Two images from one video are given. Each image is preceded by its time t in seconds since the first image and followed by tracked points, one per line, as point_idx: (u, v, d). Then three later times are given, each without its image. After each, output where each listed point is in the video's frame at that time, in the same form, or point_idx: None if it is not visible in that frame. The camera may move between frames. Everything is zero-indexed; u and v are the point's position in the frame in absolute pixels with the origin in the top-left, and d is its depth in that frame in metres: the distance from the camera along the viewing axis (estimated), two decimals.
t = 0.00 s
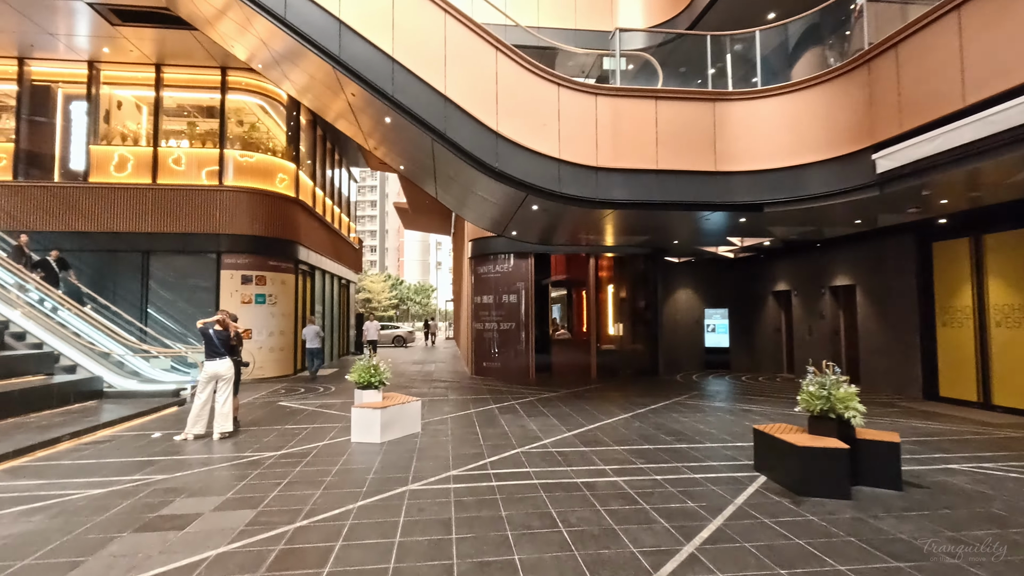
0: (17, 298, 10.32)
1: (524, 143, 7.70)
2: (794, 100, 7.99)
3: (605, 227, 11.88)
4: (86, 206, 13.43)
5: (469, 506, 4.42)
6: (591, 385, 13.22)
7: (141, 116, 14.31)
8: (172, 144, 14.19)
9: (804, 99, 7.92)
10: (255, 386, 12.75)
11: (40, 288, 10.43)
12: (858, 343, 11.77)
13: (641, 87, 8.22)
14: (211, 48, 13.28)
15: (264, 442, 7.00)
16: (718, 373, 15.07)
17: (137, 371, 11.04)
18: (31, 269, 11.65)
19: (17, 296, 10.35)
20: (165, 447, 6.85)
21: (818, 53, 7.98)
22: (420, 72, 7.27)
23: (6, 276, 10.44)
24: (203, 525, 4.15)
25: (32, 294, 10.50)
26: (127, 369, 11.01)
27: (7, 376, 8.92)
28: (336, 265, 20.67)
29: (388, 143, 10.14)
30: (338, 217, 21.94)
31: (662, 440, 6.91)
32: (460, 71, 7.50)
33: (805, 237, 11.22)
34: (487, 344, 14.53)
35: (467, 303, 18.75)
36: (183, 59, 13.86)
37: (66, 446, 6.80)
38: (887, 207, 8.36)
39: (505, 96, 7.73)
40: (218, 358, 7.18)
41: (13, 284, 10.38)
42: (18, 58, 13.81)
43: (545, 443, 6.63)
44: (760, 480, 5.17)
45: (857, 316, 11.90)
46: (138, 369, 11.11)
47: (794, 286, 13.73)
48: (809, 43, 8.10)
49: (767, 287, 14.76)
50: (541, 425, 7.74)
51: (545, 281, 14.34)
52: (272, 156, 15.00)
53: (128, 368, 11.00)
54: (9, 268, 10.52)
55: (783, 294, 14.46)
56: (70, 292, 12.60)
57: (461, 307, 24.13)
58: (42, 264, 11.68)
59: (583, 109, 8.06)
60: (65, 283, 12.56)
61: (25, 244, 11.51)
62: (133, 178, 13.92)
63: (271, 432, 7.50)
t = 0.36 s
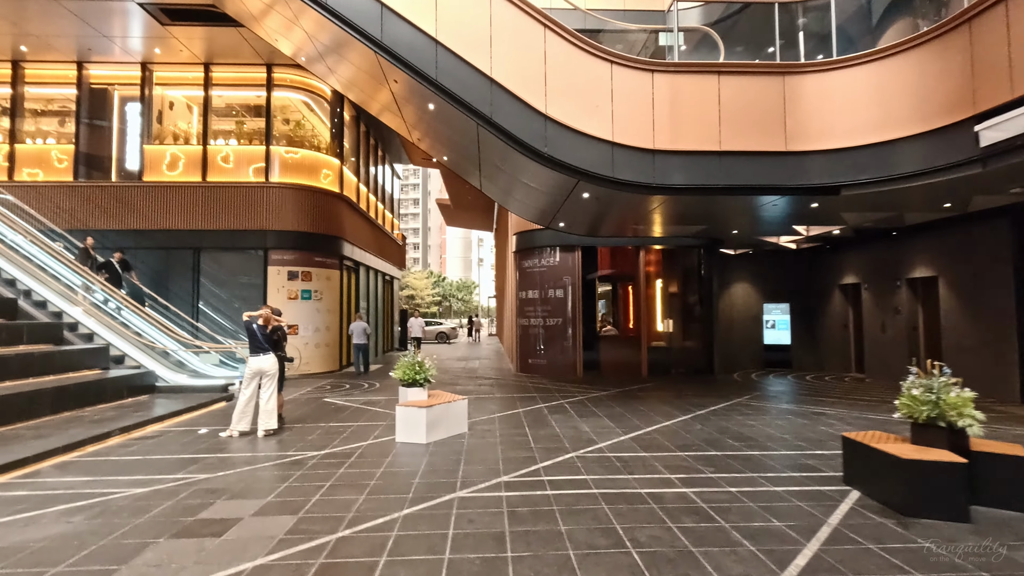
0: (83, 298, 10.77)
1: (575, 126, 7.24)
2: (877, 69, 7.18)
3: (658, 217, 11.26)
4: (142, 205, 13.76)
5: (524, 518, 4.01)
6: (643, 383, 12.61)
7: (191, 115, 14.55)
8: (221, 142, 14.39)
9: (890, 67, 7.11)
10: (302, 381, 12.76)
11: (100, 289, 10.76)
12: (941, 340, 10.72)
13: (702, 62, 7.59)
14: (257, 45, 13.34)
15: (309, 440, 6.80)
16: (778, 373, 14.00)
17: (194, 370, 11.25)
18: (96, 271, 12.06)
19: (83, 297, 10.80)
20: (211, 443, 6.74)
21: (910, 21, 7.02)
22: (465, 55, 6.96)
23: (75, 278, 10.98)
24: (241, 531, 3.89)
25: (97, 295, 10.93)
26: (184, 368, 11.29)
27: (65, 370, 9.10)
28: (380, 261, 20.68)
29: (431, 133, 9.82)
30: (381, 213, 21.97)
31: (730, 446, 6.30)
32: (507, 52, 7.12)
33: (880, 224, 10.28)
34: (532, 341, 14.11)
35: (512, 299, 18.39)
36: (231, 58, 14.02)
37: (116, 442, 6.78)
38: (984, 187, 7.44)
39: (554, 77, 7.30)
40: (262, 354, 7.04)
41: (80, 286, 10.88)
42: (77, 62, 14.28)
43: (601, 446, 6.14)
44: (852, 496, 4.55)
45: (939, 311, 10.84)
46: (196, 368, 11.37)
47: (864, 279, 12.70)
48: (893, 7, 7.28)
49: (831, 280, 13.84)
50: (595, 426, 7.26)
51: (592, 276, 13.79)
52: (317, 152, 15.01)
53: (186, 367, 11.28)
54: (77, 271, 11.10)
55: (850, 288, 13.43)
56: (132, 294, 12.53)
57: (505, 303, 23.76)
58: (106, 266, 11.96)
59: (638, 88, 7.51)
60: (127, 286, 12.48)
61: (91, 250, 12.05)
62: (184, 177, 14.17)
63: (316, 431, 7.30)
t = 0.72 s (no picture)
0: (128, 299, 10.85)
1: (621, 109, 6.71)
2: (966, 36, 6.40)
3: (705, 207, 10.58)
4: (179, 202, 13.82)
5: (576, 545, 3.54)
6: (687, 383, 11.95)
7: (225, 112, 14.55)
8: (255, 138, 14.30)
9: (981, 33, 6.32)
10: (335, 379, 12.57)
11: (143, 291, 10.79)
12: None
13: (761, 35, 6.93)
14: (289, 38, 13.17)
15: (340, 445, 6.48)
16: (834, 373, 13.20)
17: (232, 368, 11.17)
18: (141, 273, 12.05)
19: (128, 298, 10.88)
20: (241, 446, 6.50)
21: None
22: (502, 36, 6.55)
23: (121, 280, 11.00)
24: (265, 552, 3.54)
25: (142, 297, 10.97)
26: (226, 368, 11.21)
27: (102, 368, 9.08)
28: (413, 257, 20.45)
29: (465, 123, 9.36)
30: (414, 208, 21.74)
31: (798, 458, 5.67)
32: (547, 31, 6.66)
33: (956, 211, 9.35)
34: (570, 338, 13.61)
35: (547, 295, 17.86)
36: (264, 53, 13.93)
37: (147, 443, 6.62)
38: None
39: (598, 56, 6.79)
40: (293, 353, 6.76)
41: (126, 287, 10.92)
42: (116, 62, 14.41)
43: (653, 457, 5.61)
44: (958, 524, 3.91)
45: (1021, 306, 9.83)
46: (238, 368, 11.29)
47: (932, 272, 11.67)
48: None
49: (894, 273, 12.72)
50: (643, 433, 6.72)
51: (632, 271, 13.18)
52: (349, 146, 14.80)
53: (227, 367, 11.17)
54: (123, 273, 11.11)
55: (915, 282, 12.41)
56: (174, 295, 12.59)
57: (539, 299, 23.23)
58: (150, 268, 11.97)
59: (690, 65, 6.91)
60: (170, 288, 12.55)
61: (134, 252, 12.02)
62: (219, 174, 14.17)
63: (347, 434, 6.99)
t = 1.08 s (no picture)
0: (170, 299, 10.86)
1: (672, 86, 6.17)
2: None
3: (757, 196, 9.86)
4: (213, 198, 13.82)
5: None
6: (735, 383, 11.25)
7: (259, 107, 14.48)
8: (287, 132, 14.16)
9: None
10: (368, 376, 12.34)
11: (184, 291, 10.75)
12: None
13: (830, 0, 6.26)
14: (320, 29, 12.95)
15: (373, 448, 6.14)
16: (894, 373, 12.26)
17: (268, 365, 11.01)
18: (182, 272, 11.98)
19: (170, 298, 10.89)
20: (271, 447, 6.24)
21: None
22: (542, 10, 6.10)
23: (162, 279, 10.97)
24: None
25: (184, 297, 10.95)
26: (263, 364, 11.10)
27: (136, 364, 9.01)
28: (445, 252, 20.16)
29: (500, 110, 8.90)
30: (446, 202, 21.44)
31: (878, 472, 5.05)
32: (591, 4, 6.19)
33: None
34: (608, 335, 13.06)
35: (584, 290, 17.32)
36: (295, 45, 13.76)
37: (177, 443, 6.43)
38: None
39: (647, 30, 6.26)
40: (323, 351, 6.45)
41: (168, 287, 10.90)
42: (151, 58, 14.49)
43: (713, 469, 5.07)
44: None
45: None
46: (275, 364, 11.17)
47: (1009, 264, 10.64)
48: None
49: (963, 266, 11.71)
50: (697, 439, 6.18)
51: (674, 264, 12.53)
52: (381, 139, 14.54)
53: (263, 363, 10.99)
54: (165, 272, 11.09)
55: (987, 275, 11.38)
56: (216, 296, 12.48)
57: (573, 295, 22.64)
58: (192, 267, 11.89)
59: (749, 37, 6.31)
60: (211, 288, 12.49)
61: (176, 252, 11.95)
62: (252, 169, 14.10)
63: (380, 436, 6.65)
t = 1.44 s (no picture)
0: (184, 299, 10.65)
1: (704, 60, 5.67)
2: None
3: (789, 183, 9.25)
4: (222, 192, 13.53)
5: None
6: (762, 382, 10.66)
7: (268, 99, 14.19)
8: (296, 123, 13.80)
9: None
10: (378, 374, 11.95)
11: (197, 291, 10.51)
12: None
13: None
14: (328, 16, 12.52)
15: (380, 452, 5.72)
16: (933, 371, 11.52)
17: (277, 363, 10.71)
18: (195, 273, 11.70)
19: (183, 297, 10.68)
20: (271, 451, 5.83)
21: None
22: None
23: (175, 278, 10.73)
24: None
25: (197, 297, 10.73)
26: (274, 362, 10.85)
27: (138, 361, 8.69)
28: (458, 247, 19.74)
29: (514, 95, 8.38)
30: (459, 196, 21.03)
31: (942, 484, 4.48)
32: None
33: None
34: (627, 331, 12.54)
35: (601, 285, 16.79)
36: (304, 33, 13.37)
37: (174, 446, 6.04)
38: None
39: None
40: (327, 349, 6.01)
41: (181, 287, 10.70)
42: (159, 50, 14.20)
43: (754, 479, 4.55)
44: None
45: None
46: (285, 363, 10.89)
47: None
48: None
49: (1008, 257, 10.97)
50: (732, 445, 5.64)
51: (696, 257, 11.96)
52: (392, 130, 14.11)
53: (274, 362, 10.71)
54: (178, 271, 10.85)
55: None
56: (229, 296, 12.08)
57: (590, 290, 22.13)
58: (206, 268, 11.60)
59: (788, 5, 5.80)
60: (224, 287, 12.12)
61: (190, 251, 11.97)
62: (261, 161, 13.77)
63: (388, 438, 6.23)
